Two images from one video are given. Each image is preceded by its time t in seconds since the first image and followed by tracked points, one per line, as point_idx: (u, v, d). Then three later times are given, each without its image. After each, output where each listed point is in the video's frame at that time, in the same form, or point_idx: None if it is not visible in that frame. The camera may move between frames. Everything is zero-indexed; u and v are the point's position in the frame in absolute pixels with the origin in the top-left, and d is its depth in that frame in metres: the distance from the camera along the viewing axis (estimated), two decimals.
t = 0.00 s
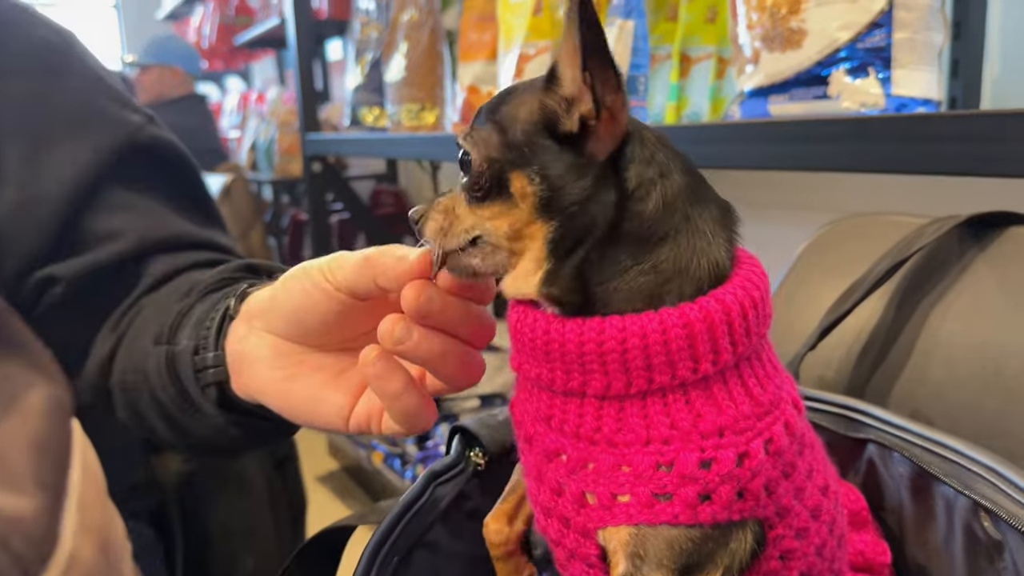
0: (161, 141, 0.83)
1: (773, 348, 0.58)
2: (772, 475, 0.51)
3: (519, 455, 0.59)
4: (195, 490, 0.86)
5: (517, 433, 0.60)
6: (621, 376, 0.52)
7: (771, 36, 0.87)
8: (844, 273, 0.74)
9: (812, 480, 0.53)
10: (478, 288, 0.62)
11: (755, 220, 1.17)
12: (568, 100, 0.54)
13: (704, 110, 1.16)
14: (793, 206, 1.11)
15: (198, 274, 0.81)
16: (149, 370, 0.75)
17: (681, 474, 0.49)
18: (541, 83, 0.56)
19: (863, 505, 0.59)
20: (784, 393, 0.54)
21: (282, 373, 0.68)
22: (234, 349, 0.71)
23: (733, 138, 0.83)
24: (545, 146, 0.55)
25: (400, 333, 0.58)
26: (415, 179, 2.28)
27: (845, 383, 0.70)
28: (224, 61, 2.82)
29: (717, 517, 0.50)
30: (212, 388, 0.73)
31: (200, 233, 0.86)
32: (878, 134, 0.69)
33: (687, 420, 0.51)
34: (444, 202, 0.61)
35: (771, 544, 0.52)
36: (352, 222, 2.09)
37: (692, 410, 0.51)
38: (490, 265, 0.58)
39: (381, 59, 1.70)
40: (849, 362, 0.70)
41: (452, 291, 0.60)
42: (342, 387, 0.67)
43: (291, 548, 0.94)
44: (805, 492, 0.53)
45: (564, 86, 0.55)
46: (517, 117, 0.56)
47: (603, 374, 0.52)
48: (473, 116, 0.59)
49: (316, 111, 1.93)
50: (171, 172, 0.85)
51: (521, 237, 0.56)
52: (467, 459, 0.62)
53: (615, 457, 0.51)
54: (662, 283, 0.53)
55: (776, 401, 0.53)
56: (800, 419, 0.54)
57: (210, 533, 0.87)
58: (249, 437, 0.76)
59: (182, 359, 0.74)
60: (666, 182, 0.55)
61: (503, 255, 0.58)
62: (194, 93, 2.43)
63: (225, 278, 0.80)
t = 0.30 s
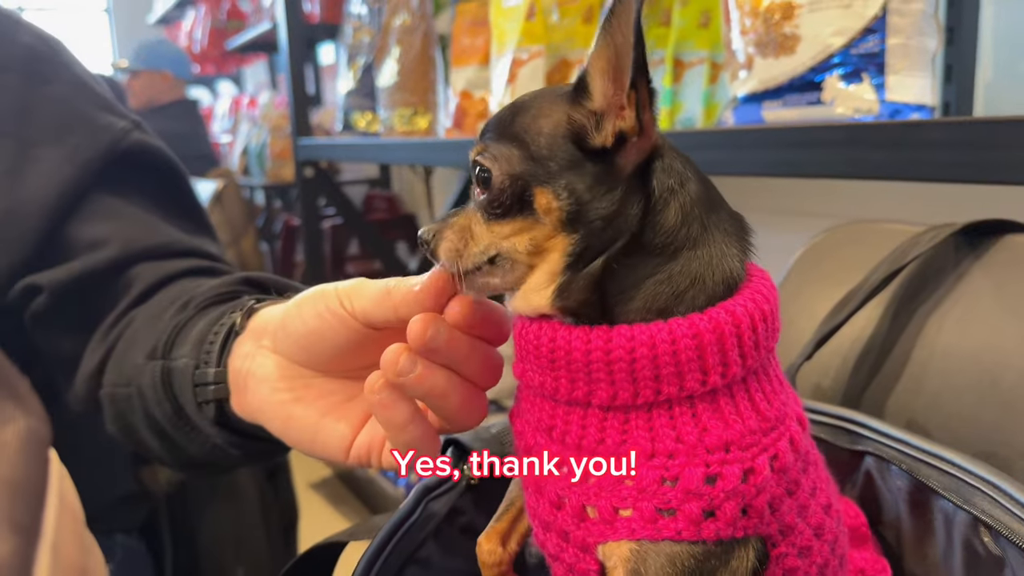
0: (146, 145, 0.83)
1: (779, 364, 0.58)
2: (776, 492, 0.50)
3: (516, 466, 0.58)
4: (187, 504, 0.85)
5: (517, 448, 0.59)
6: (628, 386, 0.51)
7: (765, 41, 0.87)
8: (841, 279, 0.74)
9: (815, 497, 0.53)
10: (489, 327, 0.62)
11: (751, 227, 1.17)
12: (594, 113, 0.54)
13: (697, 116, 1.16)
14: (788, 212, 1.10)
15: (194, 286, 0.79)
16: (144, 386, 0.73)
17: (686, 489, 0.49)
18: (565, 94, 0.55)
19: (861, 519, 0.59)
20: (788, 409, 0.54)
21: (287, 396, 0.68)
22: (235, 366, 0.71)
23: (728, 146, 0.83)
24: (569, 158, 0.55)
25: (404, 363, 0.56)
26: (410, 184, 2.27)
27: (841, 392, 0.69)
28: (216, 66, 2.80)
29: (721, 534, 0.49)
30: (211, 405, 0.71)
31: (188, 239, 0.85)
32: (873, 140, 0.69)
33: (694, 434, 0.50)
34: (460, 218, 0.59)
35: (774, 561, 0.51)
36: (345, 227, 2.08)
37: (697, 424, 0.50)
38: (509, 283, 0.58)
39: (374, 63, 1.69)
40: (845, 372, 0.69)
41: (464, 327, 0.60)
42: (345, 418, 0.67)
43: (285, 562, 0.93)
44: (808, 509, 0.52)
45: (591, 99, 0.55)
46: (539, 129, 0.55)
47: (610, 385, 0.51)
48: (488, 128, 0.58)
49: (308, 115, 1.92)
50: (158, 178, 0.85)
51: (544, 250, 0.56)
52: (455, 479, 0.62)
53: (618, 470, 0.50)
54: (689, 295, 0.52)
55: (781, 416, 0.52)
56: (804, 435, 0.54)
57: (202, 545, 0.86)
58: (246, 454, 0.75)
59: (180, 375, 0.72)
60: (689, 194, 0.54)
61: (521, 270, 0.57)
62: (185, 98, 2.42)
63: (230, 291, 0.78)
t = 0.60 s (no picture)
0: (140, 150, 0.82)
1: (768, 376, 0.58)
2: (764, 501, 0.50)
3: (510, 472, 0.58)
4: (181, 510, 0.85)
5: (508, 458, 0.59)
6: (618, 398, 0.51)
7: (760, 43, 0.87)
8: (835, 282, 0.74)
9: (804, 506, 0.53)
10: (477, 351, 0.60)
11: (745, 229, 1.17)
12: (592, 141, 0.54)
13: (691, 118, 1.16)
14: (781, 214, 1.11)
15: (187, 292, 0.79)
16: (138, 394, 0.73)
17: (675, 500, 0.49)
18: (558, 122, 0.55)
19: (853, 522, 0.59)
20: (776, 418, 0.54)
21: (277, 408, 0.68)
22: (228, 375, 0.71)
23: (722, 149, 0.83)
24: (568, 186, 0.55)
25: (385, 383, 0.55)
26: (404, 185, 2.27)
27: (834, 396, 0.70)
28: (210, 67, 2.79)
29: (710, 544, 0.49)
30: (203, 414, 0.71)
31: (182, 244, 0.85)
32: (867, 144, 0.69)
33: (683, 444, 0.50)
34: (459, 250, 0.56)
35: (764, 569, 0.51)
36: (339, 229, 2.08)
37: (686, 434, 0.50)
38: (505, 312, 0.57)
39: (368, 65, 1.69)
40: (838, 375, 0.69)
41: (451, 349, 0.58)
42: (332, 432, 0.66)
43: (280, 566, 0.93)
44: (797, 517, 0.52)
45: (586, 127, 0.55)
46: (537, 157, 0.55)
47: (599, 397, 0.51)
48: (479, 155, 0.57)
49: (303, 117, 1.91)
50: (151, 184, 0.85)
51: (547, 280, 0.55)
52: (454, 479, 0.62)
53: (608, 481, 0.51)
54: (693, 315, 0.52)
55: (769, 426, 0.52)
56: (791, 443, 0.54)
57: (196, 548, 0.86)
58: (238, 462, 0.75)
59: (173, 383, 0.72)
60: (684, 214, 0.55)
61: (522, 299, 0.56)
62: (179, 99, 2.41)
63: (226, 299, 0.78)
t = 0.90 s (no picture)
0: (132, 147, 0.82)
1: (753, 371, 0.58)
2: (753, 499, 0.51)
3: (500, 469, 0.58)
4: (176, 506, 0.85)
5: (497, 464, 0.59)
6: (605, 404, 0.51)
7: (755, 42, 0.87)
8: (828, 279, 0.74)
9: (794, 501, 0.53)
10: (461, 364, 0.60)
11: (739, 228, 1.17)
12: (580, 154, 0.54)
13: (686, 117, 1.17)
14: (775, 213, 1.11)
15: (180, 292, 0.78)
16: (129, 394, 0.73)
17: (665, 503, 0.49)
18: (540, 134, 0.54)
19: (847, 515, 0.59)
20: (763, 416, 0.54)
21: (260, 412, 0.68)
22: (215, 377, 0.70)
23: (717, 147, 0.83)
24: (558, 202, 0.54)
25: (366, 395, 0.53)
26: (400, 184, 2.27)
27: (827, 392, 0.70)
28: (205, 66, 2.78)
29: (700, 544, 0.49)
30: (192, 415, 0.71)
31: (177, 242, 0.85)
32: (861, 142, 0.69)
33: (671, 448, 0.50)
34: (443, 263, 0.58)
35: (755, 566, 0.52)
36: (335, 228, 2.08)
37: (674, 436, 0.50)
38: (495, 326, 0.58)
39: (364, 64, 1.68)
40: (832, 372, 0.70)
41: (434, 360, 0.57)
42: (315, 438, 0.66)
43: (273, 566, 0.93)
44: (786, 513, 0.52)
45: (569, 141, 0.54)
46: (522, 175, 0.54)
47: (586, 403, 0.52)
48: (463, 172, 0.56)
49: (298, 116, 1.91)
50: (145, 181, 0.85)
51: (539, 294, 0.56)
52: (453, 479, 0.62)
53: (597, 487, 0.51)
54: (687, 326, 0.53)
55: (756, 424, 0.53)
56: (779, 441, 0.54)
57: (191, 545, 0.86)
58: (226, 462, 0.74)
59: (163, 385, 0.72)
60: (668, 219, 0.55)
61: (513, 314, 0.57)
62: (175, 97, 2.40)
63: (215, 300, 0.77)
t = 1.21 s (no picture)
0: (135, 152, 0.82)
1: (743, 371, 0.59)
2: (748, 501, 0.51)
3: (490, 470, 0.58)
4: (173, 507, 0.84)
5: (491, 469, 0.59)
6: (596, 416, 0.51)
7: (752, 40, 0.87)
8: (825, 277, 0.74)
9: (788, 500, 0.53)
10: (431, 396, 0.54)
11: (736, 226, 1.17)
12: (540, 152, 0.55)
13: (684, 116, 1.17)
14: (772, 211, 1.12)
15: (178, 300, 0.77)
16: (124, 400, 0.72)
17: (660, 511, 0.49)
18: (502, 133, 0.56)
19: (841, 507, 0.60)
20: (754, 417, 0.54)
21: (236, 428, 0.63)
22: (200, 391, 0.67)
23: (715, 145, 0.83)
24: (523, 202, 0.56)
25: (325, 431, 0.52)
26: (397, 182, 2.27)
27: (824, 389, 0.70)
28: (202, 64, 2.77)
29: (698, 550, 0.50)
30: (179, 425, 0.69)
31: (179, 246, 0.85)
32: (858, 141, 0.69)
33: (663, 456, 0.50)
34: (410, 258, 0.60)
35: (751, 565, 0.52)
36: (332, 226, 2.08)
37: (667, 445, 0.51)
38: (468, 326, 0.60)
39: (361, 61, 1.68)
40: (828, 369, 0.70)
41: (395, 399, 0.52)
42: (283, 456, 0.61)
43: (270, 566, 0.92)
44: (780, 512, 0.53)
45: (529, 139, 0.55)
46: (488, 176, 0.56)
47: (577, 417, 0.52)
48: (434, 171, 0.58)
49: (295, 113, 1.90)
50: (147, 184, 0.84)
51: (506, 297, 0.58)
52: (453, 478, 0.63)
53: (594, 498, 0.51)
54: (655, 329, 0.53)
55: (748, 427, 0.53)
56: (771, 441, 0.54)
57: (190, 544, 0.86)
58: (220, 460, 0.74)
59: (154, 394, 0.70)
60: (639, 225, 0.56)
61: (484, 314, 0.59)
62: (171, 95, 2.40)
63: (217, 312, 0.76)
